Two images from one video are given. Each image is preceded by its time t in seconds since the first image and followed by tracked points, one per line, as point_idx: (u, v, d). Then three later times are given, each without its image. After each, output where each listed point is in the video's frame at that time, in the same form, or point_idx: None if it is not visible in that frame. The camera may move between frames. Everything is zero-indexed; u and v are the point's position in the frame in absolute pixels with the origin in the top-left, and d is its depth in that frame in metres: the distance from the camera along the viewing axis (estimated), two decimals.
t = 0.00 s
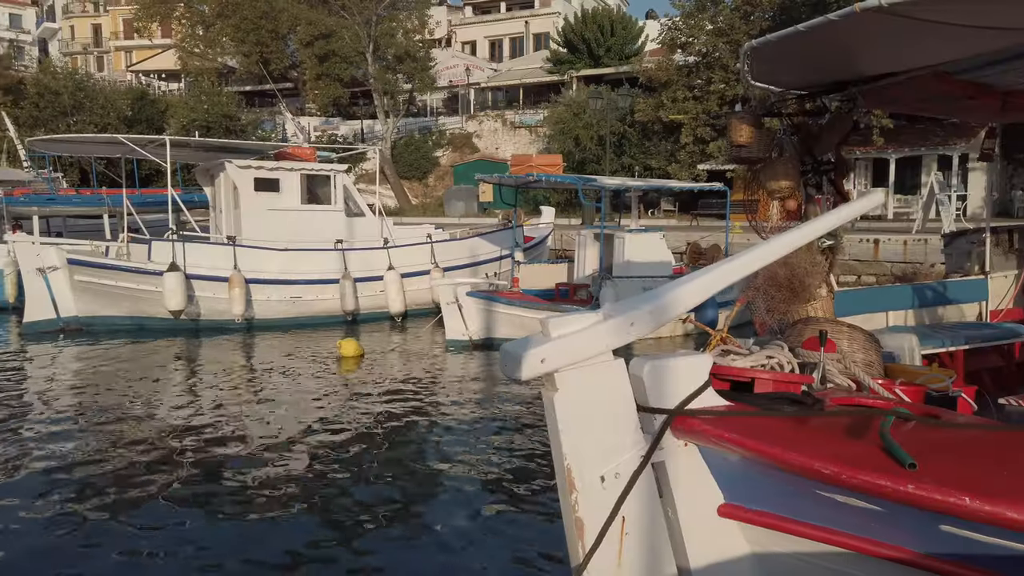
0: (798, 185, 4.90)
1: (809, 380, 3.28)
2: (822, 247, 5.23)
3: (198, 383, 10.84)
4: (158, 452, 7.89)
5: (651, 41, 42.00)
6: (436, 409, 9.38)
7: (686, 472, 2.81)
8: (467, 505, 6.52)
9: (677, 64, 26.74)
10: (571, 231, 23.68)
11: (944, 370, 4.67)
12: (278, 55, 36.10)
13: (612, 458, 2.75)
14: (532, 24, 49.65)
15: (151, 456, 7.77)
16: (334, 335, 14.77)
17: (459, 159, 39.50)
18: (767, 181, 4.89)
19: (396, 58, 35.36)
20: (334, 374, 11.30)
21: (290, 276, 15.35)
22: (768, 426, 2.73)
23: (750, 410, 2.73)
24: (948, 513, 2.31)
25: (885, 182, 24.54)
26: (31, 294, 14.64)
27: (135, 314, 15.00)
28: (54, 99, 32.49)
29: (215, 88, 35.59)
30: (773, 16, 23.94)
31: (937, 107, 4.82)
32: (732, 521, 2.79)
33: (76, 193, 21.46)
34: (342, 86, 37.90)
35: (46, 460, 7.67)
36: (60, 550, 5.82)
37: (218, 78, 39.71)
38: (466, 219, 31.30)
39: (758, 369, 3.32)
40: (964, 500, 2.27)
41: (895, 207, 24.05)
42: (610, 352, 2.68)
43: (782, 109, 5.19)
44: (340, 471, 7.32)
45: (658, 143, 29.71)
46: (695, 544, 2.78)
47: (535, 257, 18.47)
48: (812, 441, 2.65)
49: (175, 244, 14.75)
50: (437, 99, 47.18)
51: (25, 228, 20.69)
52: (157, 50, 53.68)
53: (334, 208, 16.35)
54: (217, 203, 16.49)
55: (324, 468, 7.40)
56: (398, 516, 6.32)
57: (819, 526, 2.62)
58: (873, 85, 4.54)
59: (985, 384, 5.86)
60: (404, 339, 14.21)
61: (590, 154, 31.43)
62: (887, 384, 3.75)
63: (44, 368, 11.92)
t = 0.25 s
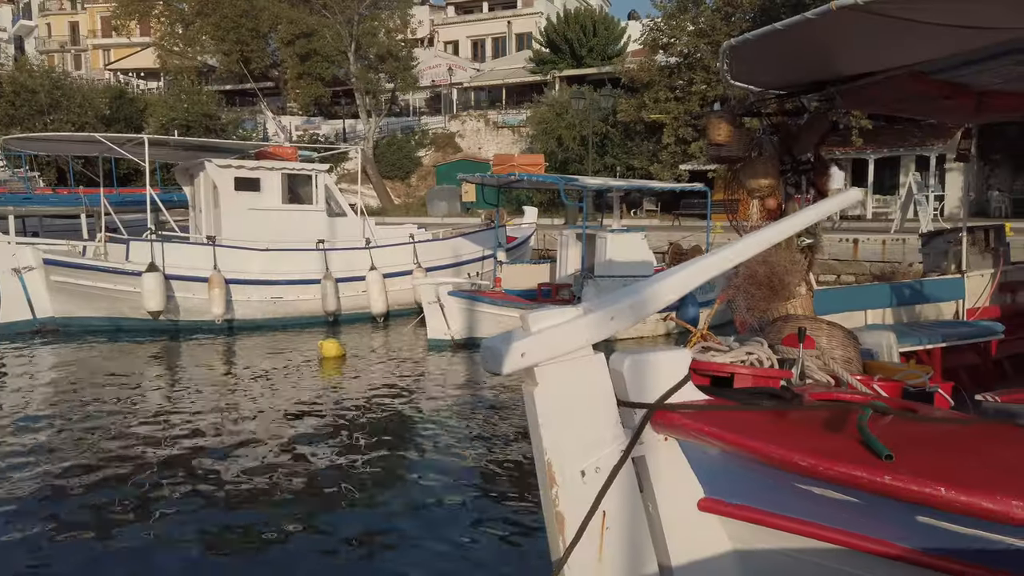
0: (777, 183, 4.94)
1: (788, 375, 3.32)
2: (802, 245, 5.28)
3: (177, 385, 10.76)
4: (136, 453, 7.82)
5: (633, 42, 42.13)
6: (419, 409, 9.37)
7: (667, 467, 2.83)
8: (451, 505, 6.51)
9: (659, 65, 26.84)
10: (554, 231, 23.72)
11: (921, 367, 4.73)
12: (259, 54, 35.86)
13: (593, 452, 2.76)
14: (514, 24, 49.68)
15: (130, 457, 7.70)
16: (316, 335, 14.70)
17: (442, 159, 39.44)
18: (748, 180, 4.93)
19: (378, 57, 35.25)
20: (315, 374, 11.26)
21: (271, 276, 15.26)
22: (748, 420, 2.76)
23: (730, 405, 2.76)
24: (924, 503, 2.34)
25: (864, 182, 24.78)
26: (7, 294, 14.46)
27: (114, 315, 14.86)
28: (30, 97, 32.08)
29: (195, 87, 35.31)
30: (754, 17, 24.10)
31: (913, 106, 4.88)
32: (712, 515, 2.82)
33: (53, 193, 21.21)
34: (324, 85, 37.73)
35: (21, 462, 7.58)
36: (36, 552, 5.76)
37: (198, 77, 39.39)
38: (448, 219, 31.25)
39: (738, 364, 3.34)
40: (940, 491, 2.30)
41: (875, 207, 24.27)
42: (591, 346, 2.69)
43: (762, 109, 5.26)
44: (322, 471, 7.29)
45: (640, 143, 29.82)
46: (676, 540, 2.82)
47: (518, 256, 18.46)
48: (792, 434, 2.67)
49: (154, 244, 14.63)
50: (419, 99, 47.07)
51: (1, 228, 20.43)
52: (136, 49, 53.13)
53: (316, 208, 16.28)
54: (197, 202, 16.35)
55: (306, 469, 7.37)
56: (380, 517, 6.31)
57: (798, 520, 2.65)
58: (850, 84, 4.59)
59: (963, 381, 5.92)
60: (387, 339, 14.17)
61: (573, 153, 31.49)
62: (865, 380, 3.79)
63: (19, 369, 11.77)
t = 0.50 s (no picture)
0: (757, 183, 4.99)
1: (766, 372, 3.34)
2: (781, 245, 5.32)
3: (156, 385, 10.68)
4: (114, 455, 7.75)
5: (615, 42, 42.27)
6: (401, 409, 9.36)
7: (646, 463, 2.86)
8: (433, 503, 6.52)
9: (641, 65, 26.94)
10: (536, 231, 23.76)
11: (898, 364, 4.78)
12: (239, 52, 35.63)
13: (571, 449, 2.78)
14: (497, 24, 49.70)
15: (107, 458, 7.64)
16: (298, 335, 14.64)
17: (425, 159, 39.37)
18: (727, 179, 4.99)
19: (360, 57, 35.14)
20: (297, 375, 11.21)
21: (251, 276, 15.18)
22: (726, 417, 2.78)
23: (708, 403, 2.78)
24: (898, 496, 2.36)
25: (844, 182, 25.02)
26: None
27: (91, 315, 14.72)
28: (7, 95, 31.68)
29: (174, 86, 35.02)
30: (734, 18, 24.25)
31: (889, 107, 4.94)
32: (691, 512, 2.84)
33: (29, 192, 20.96)
34: (305, 84, 37.54)
35: None
36: (10, 553, 5.70)
37: (178, 75, 39.07)
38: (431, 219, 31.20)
39: (716, 361, 3.39)
40: (913, 483, 2.32)
41: (854, 207, 24.51)
42: (569, 343, 2.71)
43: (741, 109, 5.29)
44: (303, 471, 7.27)
45: (622, 143, 29.92)
46: (655, 537, 2.84)
47: (500, 257, 18.47)
48: (769, 430, 2.69)
49: (132, 244, 14.49)
50: (402, 98, 46.96)
51: None
52: (114, 47, 52.59)
53: (297, 208, 16.21)
54: (176, 202, 16.18)
55: (287, 469, 7.34)
56: (362, 516, 6.29)
57: (775, 514, 2.66)
58: (827, 85, 4.62)
59: (939, 379, 5.91)
60: (369, 339, 14.13)
61: (555, 154, 31.54)
62: (843, 377, 3.84)
63: None
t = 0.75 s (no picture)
0: (736, 184, 5.06)
1: (743, 370, 3.37)
2: (759, 245, 5.38)
3: (134, 387, 10.57)
4: (92, 457, 7.68)
5: (597, 43, 42.38)
6: (382, 409, 9.34)
7: (624, 460, 2.88)
8: (415, 504, 6.51)
9: (622, 66, 27.01)
10: (519, 231, 23.77)
11: (874, 363, 4.85)
12: (219, 51, 35.33)
13: (549, 446, 2.78)
14: (479, 24, 49.65)
15: (83, 462, 7.56)
16: (279, 335, 14.57)
17: (407, 159, 39.27)
18: (706, 180, 5.05)
19: (342, 56, 34.99)
20: (277, 376, 11.15)
21: (231, 276, 15.07)
22: (704, 415, 2.80)
23: (686, 400, 2.81)
24: (871, 490, 2.39)
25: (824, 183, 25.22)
26: None
27: (68, 317, 14.56)
28: None
29: (153, 84, 34.69)
30: (715, 19, 24.38)
31: (865, 108, 5.00)
32: (670, 509, 2.88)
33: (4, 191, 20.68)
34: (286, 83, 37.31)
35: None
36: None
37: (156, 73, 38.67)
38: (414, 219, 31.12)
39: (694, 360, 3.42)
40: (886, 478, 2.35)
41: (833, 207, 24.73)
42: (546, 341, 2.72)
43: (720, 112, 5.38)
44: (284, 473, 7.23)
45: (604, 143, 29.99)
46: (633, 534, 2.87)
47: (483, 257, 18.46)
48: (746, 428, 2.72)
49: (109, 244, 14.34)
50: (384, 98, 46.81)
51: None
52: (91, 45, 51.95)
53: (277, 208, 16.12)
54: (155, 201, 16.00)
55: (267, 471, 7.30)
56: (343, 518, 6.28)
57: (753, 511, 2.69)
58: (804, 87, 4.68)
59: (917, 378, 6.04)
60: (350, 339, 14.07)
61: (538, 154, 31.56)
62: (820, 375, 3.88)
63: None
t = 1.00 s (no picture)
0: (714, 184, 5.11)
1: (721, 369, 3.41)
2: (738, 245, 5.44)
3: (112, 389, 10.47)
4: (69, 460, 7.60)
5: (579, 43, 42.48)
6: (363, 409, 9.32)
7: (603, 459, 2.90)
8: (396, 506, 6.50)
9: (604, 66, 27.11)
10: (501, 231, 23.79)
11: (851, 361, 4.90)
12: (199, 50, 35.08)
13: (528, 446, 2.80)
14: (461, 24, 49.67)
15: (58, 465, 7.48)
16: (259, 336, 14.48)
17: (389, 158, 39.17)
18: (684, 180, 5.10)
19: (323, 55, 34.83)
20: (257, 376, 11.10)
21: (211, 277, 14.97)
22: (681, 413, 2.83)
23: (662, 398, 2.84)
24: (844, 486, 2.42)
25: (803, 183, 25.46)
26: None
27: (44, 318, 14.39)
28: None
29: (131, 83, 34.37)
30: (696, 20, 24.53)
31: (841, 109, 5.05)
32: (647, 506, 2.89)
33: None
34: (267, 83, 37.10)
35: None
36: None
37: (135, 72, 38.32)
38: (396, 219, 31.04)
39: (671, 358, 3.45)
40: (860, 473, 2.38)
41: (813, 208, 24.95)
42: (523, 341, 2.73)
43: (697, 113, 5.43)
44: (264, 475, 7.20)
45: (586, 143, 30.07)
46: (611, 533, 2.89)
47: (465, 257, 18.45)
48: (721, 425, 2.75)
49: (86, 244, 14.19)
50: (366, 97, 46.64)
51: None
52: (69, 43, 51.37)
53: (258, 207, 16.04)
54: (133, 201, 15.81)
55: (247, 473, 7.27)
56: (324, 520, 6.25)
57: (730, 508, 2.72)
58: (780, 88, 4.73)
59: (894, 376, 6.05)
60: (331, 340, 14.03)
61: (520, 154, 31.61)
62: (797, 374, 3.93)
63: None
